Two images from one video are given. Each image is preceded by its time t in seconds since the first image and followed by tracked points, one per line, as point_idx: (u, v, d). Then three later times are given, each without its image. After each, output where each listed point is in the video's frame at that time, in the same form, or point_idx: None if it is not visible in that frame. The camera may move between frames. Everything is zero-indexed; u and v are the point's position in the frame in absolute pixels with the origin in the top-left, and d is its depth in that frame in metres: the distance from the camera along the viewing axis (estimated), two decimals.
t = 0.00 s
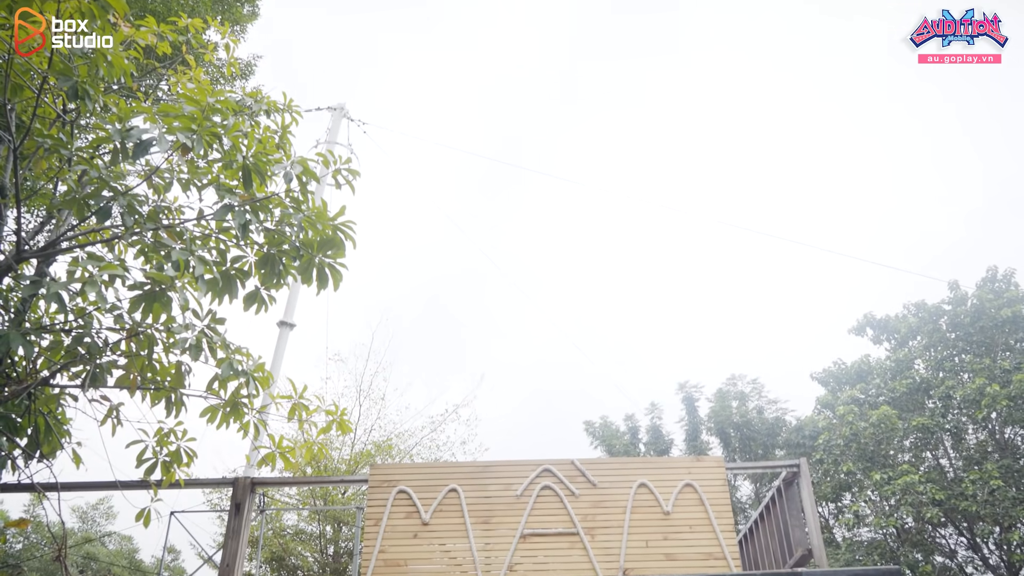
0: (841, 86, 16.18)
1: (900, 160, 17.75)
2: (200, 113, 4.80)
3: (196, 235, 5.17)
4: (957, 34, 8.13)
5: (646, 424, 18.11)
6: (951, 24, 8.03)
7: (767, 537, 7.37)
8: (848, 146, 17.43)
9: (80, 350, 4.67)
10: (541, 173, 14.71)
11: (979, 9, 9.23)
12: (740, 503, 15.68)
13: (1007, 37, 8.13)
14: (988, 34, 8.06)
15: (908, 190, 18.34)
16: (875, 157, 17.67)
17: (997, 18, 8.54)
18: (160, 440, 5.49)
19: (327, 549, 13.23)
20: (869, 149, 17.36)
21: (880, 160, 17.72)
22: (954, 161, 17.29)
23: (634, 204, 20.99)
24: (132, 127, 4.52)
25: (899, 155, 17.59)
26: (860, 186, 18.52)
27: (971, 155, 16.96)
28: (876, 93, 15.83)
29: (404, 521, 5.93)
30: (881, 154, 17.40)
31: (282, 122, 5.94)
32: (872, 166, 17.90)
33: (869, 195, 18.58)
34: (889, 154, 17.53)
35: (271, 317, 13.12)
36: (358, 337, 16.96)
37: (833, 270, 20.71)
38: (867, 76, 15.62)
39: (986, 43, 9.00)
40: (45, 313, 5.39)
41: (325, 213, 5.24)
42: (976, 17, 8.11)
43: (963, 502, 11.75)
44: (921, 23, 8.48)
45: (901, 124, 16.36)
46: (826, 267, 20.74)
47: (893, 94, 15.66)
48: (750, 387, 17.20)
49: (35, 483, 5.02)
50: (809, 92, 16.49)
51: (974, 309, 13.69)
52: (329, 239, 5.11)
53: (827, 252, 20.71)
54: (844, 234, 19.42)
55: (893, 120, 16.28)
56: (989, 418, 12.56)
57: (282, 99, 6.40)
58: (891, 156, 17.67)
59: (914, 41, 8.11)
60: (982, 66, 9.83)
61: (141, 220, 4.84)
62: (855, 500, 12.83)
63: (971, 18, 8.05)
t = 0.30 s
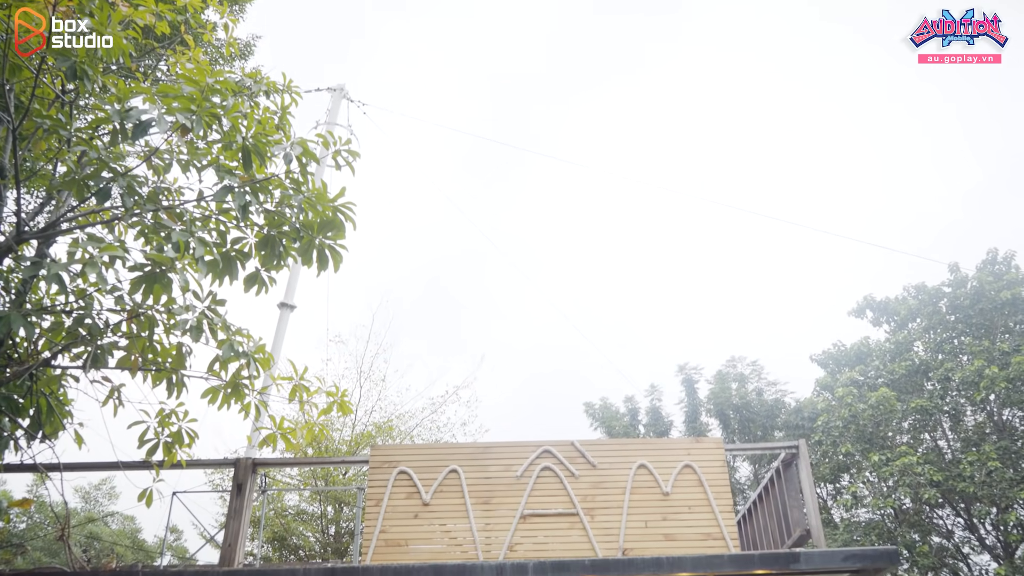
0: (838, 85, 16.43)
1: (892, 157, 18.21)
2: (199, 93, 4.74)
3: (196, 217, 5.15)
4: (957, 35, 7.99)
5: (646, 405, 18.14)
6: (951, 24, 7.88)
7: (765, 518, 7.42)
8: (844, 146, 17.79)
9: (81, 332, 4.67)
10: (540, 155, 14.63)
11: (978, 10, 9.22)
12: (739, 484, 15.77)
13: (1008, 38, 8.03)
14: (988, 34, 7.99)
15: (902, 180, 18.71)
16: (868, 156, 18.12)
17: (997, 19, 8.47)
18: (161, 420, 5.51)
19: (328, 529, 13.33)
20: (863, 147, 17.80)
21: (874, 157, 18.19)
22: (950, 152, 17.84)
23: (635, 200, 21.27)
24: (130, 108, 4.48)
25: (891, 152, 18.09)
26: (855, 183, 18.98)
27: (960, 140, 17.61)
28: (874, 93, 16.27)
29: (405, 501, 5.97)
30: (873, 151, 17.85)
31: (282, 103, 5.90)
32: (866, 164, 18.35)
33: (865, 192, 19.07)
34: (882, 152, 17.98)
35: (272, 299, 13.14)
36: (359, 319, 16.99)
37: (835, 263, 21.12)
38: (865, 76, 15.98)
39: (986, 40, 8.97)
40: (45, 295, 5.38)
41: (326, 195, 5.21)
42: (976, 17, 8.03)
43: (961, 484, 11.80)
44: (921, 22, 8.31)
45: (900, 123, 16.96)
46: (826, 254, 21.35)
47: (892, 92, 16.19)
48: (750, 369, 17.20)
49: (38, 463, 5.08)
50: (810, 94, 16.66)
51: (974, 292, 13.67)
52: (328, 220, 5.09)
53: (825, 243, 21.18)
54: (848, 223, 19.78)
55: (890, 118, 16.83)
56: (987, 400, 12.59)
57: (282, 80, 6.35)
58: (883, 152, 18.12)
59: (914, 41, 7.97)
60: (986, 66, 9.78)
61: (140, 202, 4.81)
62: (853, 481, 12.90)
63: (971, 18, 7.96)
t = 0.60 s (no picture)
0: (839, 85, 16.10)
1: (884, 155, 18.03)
2: (198, 72, 4.71)
3: (196, 196, 5.13)
4: (957, 35, 7.88)
5: (645, 386, 18.14)
6: (952, 24, 7.77)
7: (763, 497, 7.46)
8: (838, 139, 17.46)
9: (82, 311, 4.66)
10: (541, 135, 14.53)
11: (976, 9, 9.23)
12: (738, 464, 15.82)
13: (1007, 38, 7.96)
14: (988, 34, 7.90)
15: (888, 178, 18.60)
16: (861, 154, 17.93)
17: (997, 19, 8.39)
18: (162, 400, 5.53)
19: (329, 508, 13.42)
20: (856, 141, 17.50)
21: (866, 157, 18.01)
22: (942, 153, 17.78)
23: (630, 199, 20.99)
24: (129, 86, 4.44)
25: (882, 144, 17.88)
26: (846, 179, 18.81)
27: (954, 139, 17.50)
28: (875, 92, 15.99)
29: (405, 480, 6.03)
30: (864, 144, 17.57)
31: (282, 82, 5.84)
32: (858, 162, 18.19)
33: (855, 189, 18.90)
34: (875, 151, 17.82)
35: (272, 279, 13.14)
36: (360, 300, 16.98)
37: (821, 260, 20.92)
38: (866, 76, 15.76)
39: (985, 40, 8.93)
40: (46, 275, 5.37)
41: (326, 174, 5.18)
42: (976, 16, 7.93)
43: (959, 464, 11.84)
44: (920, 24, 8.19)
45: (896, 121, 16.73)
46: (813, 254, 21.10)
47: (895, 93, 15.97)
48: (750, 349, 17.15)
49: (40, 442, 5.10)
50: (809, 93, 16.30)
51: (974, 273, 13.64)
52: (328, 201, 5.06)
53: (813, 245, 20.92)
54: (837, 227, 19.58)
55: (884, 114, 16.52)
56: (986, 381, 12.62)
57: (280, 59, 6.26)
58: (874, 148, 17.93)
59: (914, 41, 7.84)
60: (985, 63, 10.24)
61: (140, 181, 4.78)
62: (851, 461, 12.95)
63: (971, 18, 7.86)
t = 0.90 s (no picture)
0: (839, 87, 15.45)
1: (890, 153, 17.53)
2: (197, 54, 4.68)
3: (195, 178, 5.11)
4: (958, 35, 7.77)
5: (645, 369, 18.14)
6: (953, 23, 7.66)
7: (763, 480, 7.47)
8: (844, 137, 16.81)
9: (82, 294, 4.64)
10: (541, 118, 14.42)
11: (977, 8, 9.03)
12: (737, 447, 15.83)
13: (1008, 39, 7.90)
14: (988, 34, 7.79)
15: (881, 172, 18.11)
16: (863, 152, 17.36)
17: (997, 18, 8.29)
18: (163, 383, 5.52)
19: (330, 491, 13.49)
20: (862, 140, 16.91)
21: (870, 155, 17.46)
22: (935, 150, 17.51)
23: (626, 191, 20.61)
24: (127, 68, 4.41)
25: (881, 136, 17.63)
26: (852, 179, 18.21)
27: (951, 134, 17.24)
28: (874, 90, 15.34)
29: (406, 463, 6.13)
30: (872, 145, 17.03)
31: (281, 64, 5.78)
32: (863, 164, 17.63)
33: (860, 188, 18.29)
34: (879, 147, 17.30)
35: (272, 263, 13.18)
36: (360, 284, 16.98)
37: (818, 249, 20.64)
38: (867, 77, 15.08)
39: (986, 41, 8.71)
40: (45, 258, 5.35)
41: (325, 157, 5.17)
42: (977, 16, 7.80)
43: (958, 447, 11.88)
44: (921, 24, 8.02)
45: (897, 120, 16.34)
46: (812, 245, 20.81)
47: (893, 90, 15.34)
48: (750, 333, 17.16)
49: (41, 425, 5.09)
50: (808, 95, 15.57)
51: (975, 257, 13.58)
52: (328, 183, 5.03)
53: (812, 236, 20.61)
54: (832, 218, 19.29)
55: (879, 111, 15.98)
56: (986, 364, 12.63)
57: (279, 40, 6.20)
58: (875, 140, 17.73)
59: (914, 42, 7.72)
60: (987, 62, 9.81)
61: (139, 164, 4.76)
62: (850, 445, 13.01)
63: (971, 17, 7.76)
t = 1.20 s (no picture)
0: (829, 84, 15.57)
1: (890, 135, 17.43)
2: (196, 32, 4.63)
3: (195, 159, 5.08)
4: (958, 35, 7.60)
5: (646, 350, 18.13)
6: (953, 23, 7.48)
7: (762, 461, 7.48)
8: (843, 117, 16.64)
9: (82, 274, 4.62)
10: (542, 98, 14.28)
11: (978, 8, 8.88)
12: (736, 428, 15.84)
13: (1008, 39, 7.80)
14: (988, 34, 7.61)
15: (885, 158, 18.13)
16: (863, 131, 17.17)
17: (997, 18, 8.13)
18: (164, 363, 5.52)
19: (331, 470, 13.57)
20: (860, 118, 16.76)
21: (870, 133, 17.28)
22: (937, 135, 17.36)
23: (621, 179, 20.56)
24: (125, 47, 4.36)
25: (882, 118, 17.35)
26: (850, 156, 18.12)
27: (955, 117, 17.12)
28: (872, 89, 15.72)
29: (406, 443, 6.17)
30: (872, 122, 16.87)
31: (279, 43, 5.73)
32: (862, 141, 17.47)
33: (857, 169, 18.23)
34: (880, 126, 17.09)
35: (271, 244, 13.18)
36: (361, 264, 16.95)
37: (817, 231, 20.55)
38: (866, 75, 15.43)
39: (985, 40, 8.45)
40: (45, 238, 5.33)
41: (325, 137, 5.16)
42: (976, 16, 7.65)
43: (957, 428, 11.93)
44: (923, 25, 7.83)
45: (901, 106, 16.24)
46: (811, 227, 20.73)
47: (891, 90, 15.79)
48: (750, 314, 17.10)
49: (43, 404, 5.10)
50: (800, 94, 15.71)
51: (976, 239, 13.52)
52: (328, 163, 4.98)
53: (808, 216, 20.55)
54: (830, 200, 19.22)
55: (870, 113, 16.44)
56: (986, 346, 12.63)
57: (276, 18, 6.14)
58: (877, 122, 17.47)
59: (913, 43, 7.57)
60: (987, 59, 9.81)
61: (138, 144, 4.73)
62: (849, 426, 13.06)
63: (971, 17, 7.59)
